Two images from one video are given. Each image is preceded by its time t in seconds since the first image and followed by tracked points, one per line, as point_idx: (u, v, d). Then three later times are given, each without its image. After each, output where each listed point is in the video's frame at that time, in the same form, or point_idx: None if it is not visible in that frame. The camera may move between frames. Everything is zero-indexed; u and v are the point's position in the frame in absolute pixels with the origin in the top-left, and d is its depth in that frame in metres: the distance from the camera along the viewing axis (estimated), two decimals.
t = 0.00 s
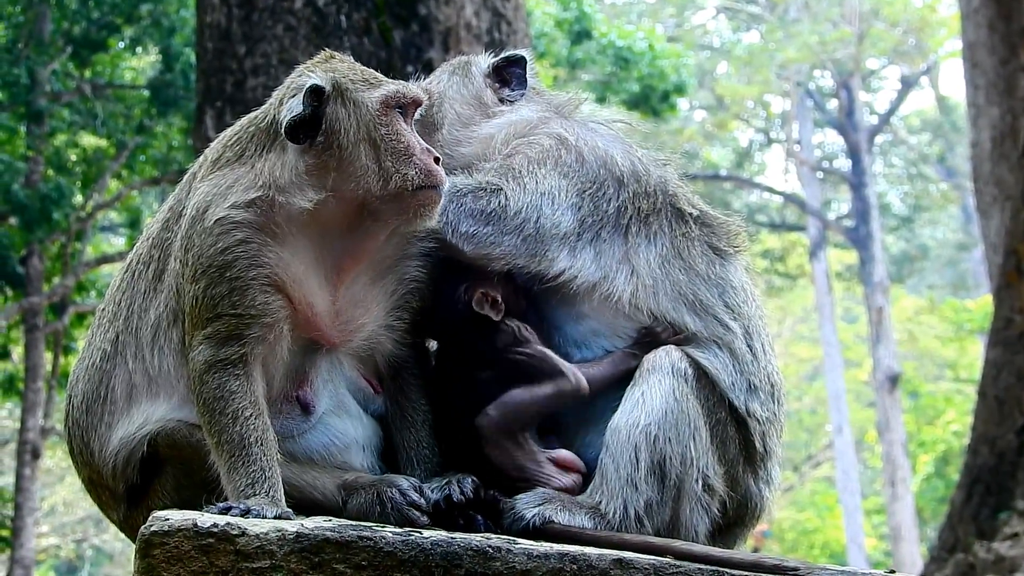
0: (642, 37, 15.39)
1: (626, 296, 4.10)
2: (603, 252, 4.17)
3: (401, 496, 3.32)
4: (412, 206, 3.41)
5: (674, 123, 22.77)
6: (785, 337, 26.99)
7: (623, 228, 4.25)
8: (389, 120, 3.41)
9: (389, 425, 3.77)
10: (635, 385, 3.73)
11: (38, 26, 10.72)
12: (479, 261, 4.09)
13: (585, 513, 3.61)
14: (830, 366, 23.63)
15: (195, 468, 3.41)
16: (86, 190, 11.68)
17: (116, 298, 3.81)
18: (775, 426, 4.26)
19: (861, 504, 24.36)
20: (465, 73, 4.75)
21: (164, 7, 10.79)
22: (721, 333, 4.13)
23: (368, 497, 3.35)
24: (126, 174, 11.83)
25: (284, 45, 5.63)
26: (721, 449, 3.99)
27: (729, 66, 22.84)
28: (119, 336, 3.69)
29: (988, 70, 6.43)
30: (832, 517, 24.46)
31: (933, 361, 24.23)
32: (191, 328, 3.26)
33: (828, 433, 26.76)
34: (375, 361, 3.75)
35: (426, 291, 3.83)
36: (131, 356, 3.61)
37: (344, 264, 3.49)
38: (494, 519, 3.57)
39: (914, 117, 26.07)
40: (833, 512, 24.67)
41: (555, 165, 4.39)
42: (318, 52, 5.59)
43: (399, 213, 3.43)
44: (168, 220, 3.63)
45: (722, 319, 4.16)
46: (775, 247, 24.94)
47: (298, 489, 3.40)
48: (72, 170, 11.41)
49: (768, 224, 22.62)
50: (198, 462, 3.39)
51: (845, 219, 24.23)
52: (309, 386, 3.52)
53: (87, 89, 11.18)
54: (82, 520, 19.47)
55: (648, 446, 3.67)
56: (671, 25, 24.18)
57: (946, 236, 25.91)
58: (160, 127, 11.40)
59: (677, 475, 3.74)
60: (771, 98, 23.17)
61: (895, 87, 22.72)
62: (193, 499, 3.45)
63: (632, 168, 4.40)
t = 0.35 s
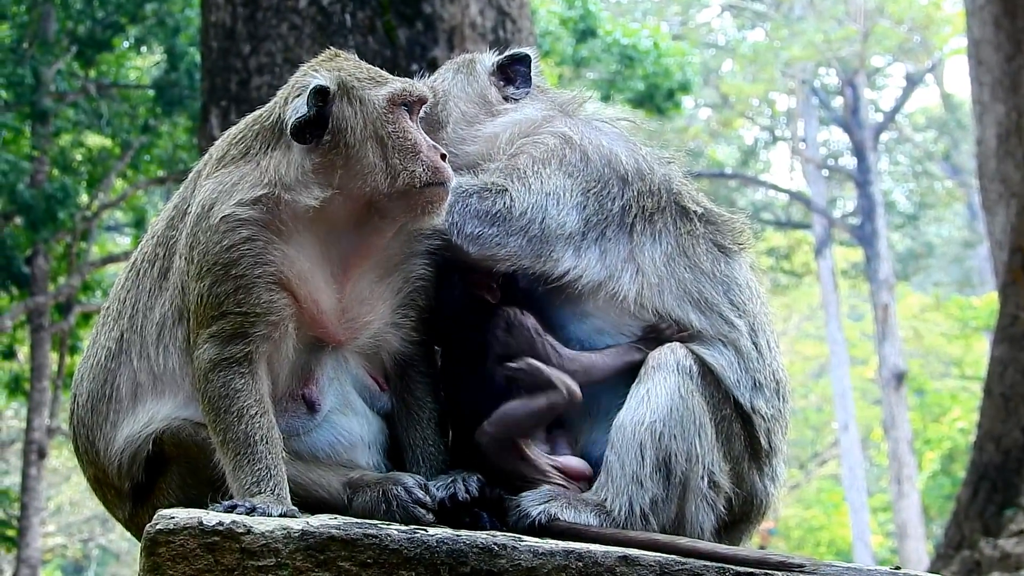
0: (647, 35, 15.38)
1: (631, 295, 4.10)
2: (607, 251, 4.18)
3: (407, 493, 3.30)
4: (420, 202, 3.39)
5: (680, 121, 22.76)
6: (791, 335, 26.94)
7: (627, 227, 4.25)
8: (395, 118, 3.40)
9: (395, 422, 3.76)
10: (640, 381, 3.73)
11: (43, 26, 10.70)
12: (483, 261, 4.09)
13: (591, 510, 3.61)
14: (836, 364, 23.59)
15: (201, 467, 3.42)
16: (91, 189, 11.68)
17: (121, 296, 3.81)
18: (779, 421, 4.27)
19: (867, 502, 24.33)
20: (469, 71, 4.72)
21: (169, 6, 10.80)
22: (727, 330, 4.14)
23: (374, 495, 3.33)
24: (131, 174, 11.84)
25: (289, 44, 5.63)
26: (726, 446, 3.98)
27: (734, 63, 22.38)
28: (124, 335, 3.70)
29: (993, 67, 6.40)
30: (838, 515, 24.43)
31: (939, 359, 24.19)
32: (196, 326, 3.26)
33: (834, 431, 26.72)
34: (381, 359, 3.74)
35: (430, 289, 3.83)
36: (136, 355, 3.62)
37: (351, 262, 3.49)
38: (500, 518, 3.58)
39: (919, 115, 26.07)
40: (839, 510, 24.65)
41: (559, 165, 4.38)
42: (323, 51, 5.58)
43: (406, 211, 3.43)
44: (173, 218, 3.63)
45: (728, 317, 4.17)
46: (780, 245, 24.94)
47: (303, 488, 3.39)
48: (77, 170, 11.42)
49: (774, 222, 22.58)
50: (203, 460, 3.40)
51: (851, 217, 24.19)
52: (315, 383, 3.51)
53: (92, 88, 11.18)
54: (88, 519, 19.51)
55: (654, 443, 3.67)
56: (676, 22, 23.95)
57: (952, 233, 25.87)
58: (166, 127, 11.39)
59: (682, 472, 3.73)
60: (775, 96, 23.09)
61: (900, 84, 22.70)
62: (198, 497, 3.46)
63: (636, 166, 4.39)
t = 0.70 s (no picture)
0: (651, 36, 15.38)
1: (614, 286, 4.06)
2: (592, 241, 4.11)
3: (411, 494, 3.29)
4: (431, 201, 3.38)
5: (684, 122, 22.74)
6: (794, 335, 26.91)
7: (614, 220, 4.16)
8: (407, 117, 3.40)
9: (399, 422, 3.75)
10: (642, 381, 3.72)
11: (47, 27, 10.73)
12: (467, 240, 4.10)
13: (595, 510, 3.60)
14: (840, 364, 23.55)
15: (205, 467, 3.42)
16: (95, 190, 11.69)
17: (127, 295, 3.81)
18: (781, 418, 4.26)
19: (871, 502, 24.32)
20: (469, 67, 4.70)
21: (173, 7, 10.82)
22: (718, 321, 4.13)
23: (379, 495, 3.33)
24: (136, 174, 11.85)
25: (293, 44, 5.63)
26: (729, 444, 3.98)
27: (739, 64, 22.73)
28: (130, 333, 3.69)
29: (997, 68, 6.40)
30: (842, 516, 24.42)
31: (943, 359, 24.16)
32: (202, 324, 3.26)
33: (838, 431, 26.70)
34: (387, 360, 3.73)
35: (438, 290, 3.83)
36: (141, 354, 3.62)
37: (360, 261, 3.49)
38: (504, 517, 3.52)
39: (922, 115, 26.06)
40: (842, 511, 24.65)
41: (543, 153, 4.28)
42: (328, 51, 5.59)
43: (417, 211, 3.42)
44: (180, 217, 3.63)
45: (717, 308, 4.15)
46: (784, 245, 24.95)
47: (308, 489, 3.39)
48: (81, 171, 11.42)
49: (778, 223, 22.56)
50: (208, 460, 3.40)
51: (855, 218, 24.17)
52: (321, 383, 3.51)
53: (96, 89, 11.21)
54: (92, 520, 19.53)
55: (657, 443, 3.66)
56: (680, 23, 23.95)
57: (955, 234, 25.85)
58: (170, 127, 11.39)
59: (686, 471, 3.73)
60: (779, 97, 23.14)
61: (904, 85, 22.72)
62: (202, 498, 3.45)
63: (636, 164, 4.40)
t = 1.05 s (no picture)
0: (654, 33, 15.36)
1: (621, 279, 4.06)
2: (600, 233, 4.15)
3: (411, 490, 3.27)
4: (431, 197, 3.39)
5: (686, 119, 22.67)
6: (797, 332, 26.89)
7: (620, 211, 4.24)
8: (406, 114, 3.41)
9: (398, 417, 3.75)
10: (641, 377, 3.71)
11: (49, 24, 10.77)
12: (480, 231, 4.09)
13: (595, 506, 3.60)
14: (842, 361, 23.52)
15: (205, 464, 3.42)
16: (98, 188, 11.70)
17: (127, 290, 3.81)
18: (779, 415, 4.26)
19: (873, 499, 24.32)
20: (468, 63, 4.74)
21: (175, 4, 10.76)
22: (722, 320, 4.12)
23: (378, 492, 3.32)
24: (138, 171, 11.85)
25: (295, 41, 5.63)
26: (728, 440, 3.98)
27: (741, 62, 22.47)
28: (129, 328, 3.69)
29: (998, 65, 6.39)
30: (845, 512, 24.41)
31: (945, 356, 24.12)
32: (201, 321, 3.26)
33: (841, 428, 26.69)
34: (386, 357, 3.73)
35: (438, 287, 3.81)
36: (141, 349, 3.62)
37: (360, 257, 3.50)
38: (504, 513, 3.53)
39: (925, 112, 26.05)
40: (845, 508, 24.64)
41: (553, 145, 4.40)
42: (330, 48, 5.59)
43: (417, 207, 3.42)
44: (180, 212, 3.63)
45: (721, 304, 4.15)
46: (786, 242, 24.93)
47: (307, 485, 3.40)
48: (83, 168, 11.41)
49: (780, 220, 22.53)
50: (208, 457, 3.40)
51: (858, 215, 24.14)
52: (320, 380, 3.51)
53: (98, 86, 11.20)
54: (94, 517, 19.54)
55: (656, 438, 3.66)
56: (683, 20, 23.90)
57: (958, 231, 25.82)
58: (173, 125, 11.43)
59: (685, 466, 3.72)
60: (782, 94, 23.10)
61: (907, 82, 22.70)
62: (202, 495, 3.46)
63: (632, 156, 4.41)
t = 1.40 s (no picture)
0: (650, 29, 15.37)
1: (623, 280, 4.08)
2: (602, 235, 4.15)
3: (407, 489, 3.30)
4: (429, 196, 3.39)
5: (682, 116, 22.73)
6: (793, 328, 26.94)
7: (620, 212, 4.24)
8: (404, 113, 3.40)
9: (393, 416, 3.75)
10: (634, 375, 3.71)
11: (45, 21, 10.79)
12: (486, 239, 4.04)
13: (590, 505, 3.60)
14: (839, 357, 23.56)
15: (200, 463, 3.42)
16: (93, 184, 11.69)
17: (123, 288, 3.81)
18: (774, 414, 4.27)
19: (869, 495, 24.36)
20: (465, 63, 4.73)
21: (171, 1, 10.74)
22: (720, 319, 4.13)
23: (374, 489, 3.33)
24: (134, 168, 11.84)
25: (291, 39, 5.63)
26: (722, 437, 3.98)
27: (737, 58, 22.64)
28: (126, 326, 3.69)
29: (994, 61, 6.39)
30: (842, 508, 24.44)
31: (941, 352, 24.12)
32: (197, 319, 3.25)
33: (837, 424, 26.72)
34: (382, 355, 3.73)
35: (433, 285, 3.80)
36: (137, 347, 3.62)
37: (357, 256, 3.50)
38: (498, 510, 3.52)
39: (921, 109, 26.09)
40: (842, 504, 24.71)
41: (554, 149, 4.38)
42: (326, 45, 5.59)
43: (414, 206, 3.42)
44: (176, 210, 3.63)
45: (720, 304, 4.16)
46: (782, 239, 24.95)
47: (303, 483, 3.41)
48: (78, 165, 11.45)
49: (776, 216, 22.57)
50: (203, 456, 3.40)
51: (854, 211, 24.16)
52: (316, 378, 3.50)
53: (94, 83, 11.19)
54: (91, 514, 19.54)
55: (650, 435, 3.66)
56: (678, 17, 24.07)
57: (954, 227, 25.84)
58: (169, 122, 11.35)
59: (679, 463, 3.73)
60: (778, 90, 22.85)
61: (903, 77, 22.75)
62: (197, 493, 3.46)
63: (630, 155, 4.40)
